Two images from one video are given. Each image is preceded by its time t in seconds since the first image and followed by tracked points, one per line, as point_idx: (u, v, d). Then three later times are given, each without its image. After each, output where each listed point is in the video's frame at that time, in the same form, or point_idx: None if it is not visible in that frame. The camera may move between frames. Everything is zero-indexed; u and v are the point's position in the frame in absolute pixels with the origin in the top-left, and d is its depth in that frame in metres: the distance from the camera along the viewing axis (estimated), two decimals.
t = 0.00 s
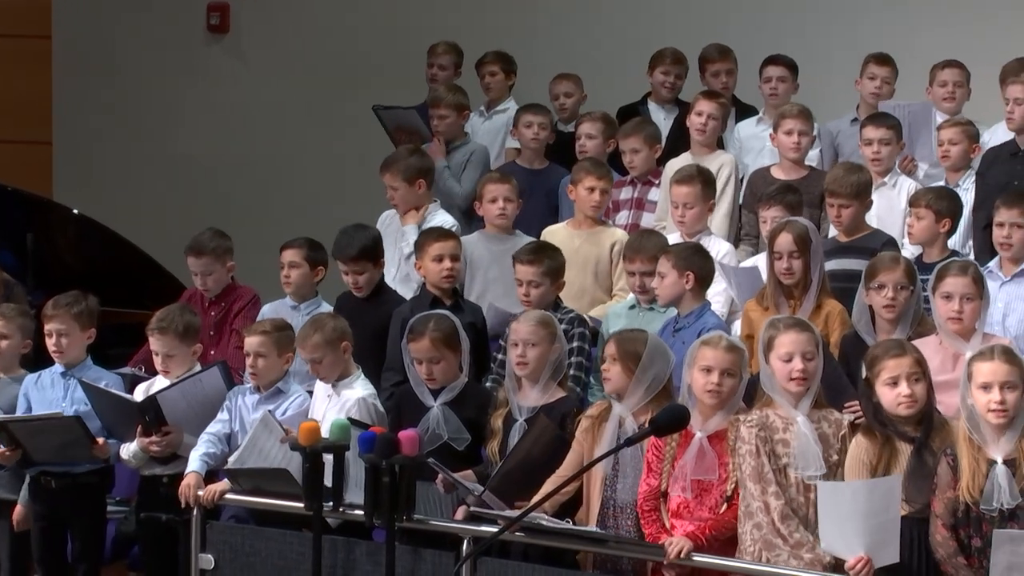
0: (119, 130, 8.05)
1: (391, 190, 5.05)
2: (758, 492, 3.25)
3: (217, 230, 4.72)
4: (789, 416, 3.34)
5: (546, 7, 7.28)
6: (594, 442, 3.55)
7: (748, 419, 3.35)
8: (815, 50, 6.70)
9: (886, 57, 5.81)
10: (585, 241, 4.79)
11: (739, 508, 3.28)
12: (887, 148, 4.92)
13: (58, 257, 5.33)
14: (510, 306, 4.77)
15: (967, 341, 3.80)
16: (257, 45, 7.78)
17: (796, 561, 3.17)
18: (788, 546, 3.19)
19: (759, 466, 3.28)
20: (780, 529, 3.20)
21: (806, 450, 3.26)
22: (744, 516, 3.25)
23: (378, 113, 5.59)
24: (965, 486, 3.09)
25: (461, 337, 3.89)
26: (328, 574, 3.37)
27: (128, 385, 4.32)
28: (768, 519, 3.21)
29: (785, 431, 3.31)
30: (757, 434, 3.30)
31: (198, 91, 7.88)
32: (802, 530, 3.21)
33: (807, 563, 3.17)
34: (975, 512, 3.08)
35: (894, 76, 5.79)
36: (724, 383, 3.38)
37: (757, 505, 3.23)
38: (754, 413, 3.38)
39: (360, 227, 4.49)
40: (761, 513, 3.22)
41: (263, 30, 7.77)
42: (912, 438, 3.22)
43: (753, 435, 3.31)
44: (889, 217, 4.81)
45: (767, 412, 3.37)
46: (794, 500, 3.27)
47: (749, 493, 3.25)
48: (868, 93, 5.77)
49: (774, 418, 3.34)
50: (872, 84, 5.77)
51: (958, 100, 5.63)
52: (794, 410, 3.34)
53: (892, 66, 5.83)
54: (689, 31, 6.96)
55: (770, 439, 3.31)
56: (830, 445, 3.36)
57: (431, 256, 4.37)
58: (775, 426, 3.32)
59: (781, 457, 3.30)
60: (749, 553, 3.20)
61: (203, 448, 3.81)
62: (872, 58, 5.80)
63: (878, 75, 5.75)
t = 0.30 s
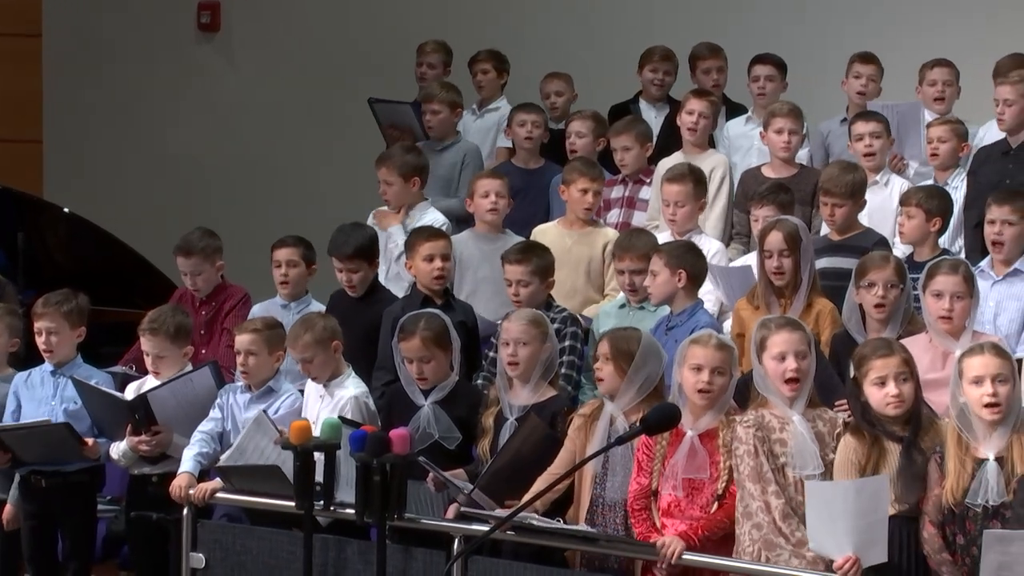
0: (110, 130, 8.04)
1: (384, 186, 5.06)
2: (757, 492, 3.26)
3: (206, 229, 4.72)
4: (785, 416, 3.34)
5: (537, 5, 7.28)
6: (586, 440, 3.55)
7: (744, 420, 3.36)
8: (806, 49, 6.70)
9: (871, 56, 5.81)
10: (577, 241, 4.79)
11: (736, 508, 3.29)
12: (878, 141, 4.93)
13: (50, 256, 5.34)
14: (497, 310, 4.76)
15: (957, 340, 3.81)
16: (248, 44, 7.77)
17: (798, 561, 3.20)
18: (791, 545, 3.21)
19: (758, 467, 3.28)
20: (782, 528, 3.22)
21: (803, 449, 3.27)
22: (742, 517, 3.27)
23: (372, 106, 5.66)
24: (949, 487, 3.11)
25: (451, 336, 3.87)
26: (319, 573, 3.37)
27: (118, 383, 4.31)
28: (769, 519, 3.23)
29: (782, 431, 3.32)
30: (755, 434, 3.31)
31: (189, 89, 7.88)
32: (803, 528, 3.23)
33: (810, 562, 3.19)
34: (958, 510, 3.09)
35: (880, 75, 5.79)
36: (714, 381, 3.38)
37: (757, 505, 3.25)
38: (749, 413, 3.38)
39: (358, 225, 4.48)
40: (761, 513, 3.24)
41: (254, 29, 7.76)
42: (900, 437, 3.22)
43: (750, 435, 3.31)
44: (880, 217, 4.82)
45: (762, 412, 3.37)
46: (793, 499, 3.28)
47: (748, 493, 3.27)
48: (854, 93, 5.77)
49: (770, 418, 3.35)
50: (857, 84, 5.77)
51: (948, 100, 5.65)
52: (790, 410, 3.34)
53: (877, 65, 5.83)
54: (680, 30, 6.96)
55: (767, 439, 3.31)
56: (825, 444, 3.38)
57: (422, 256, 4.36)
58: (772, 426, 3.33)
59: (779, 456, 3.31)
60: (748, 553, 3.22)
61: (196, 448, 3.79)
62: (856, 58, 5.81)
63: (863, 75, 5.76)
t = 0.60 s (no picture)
0: (101, 129, 8.03)
1: (380, 183, 5.05)
2: (750, 491, 3.27)
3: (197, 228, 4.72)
4: (779, 415, 3.36)
5: (529, 4, 7.27)
6: (579, 438, 3.55)
7: (739, 420, 3.37)
8: (797, 48, 6.70)
9: (858, 57, 5.82)
10: (571, 240, 4.79)
11: (731, 507, 3.29)
12: (867, 142, 4.93)
13: (40, 255, 5.34)
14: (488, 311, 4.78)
15: (948, 338, 3.81)
16: (239, 42, 7.76)
17: (789, 560, 3.20)
18: (781, 546, 3.21)
19: (751, 466, 3.29)
20: (773, 528, 3.22)
21: (797, 449, 3.31)
22: (736, 517, 3.27)
23: (361, 107, 5.66)
24: (943, 484, 3.10)
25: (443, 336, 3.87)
26: (311, 571, 3.37)
27: (109, 382, 4.31)
28: (761, 519, 3.24)
29: (776, 430, 3.33)
30: (748, 433, 3.32)
31: (180, 88, 7.87)
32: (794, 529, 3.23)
33: (801, 562, 3.20)
34: (953, 508, 3.08)
35: (867, 75, 5.79)
36: (705, 379, 3.39)
37: (750, 504, 3.25)
38: (744, 413, 3.39)
39: (354, 224, 4.46)
40: (754, 513, 3.24)
41: (245, 27, 7.75)
42: (890, 435, 3.23)
43: (744, 434, 3.32)
44: (871, 217, 4.82)
45: (758, 411, 3.38)
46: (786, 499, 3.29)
47: (742, 493, 3.27)
48: (842, 94, 5.76)
49: (765, 417, 3.35)
50: (846, 83, 5.77)
51: (939, 98, 5.66)
52: (785, 409, 3.36)
53: (864, 65, 5.83)
54: (671, 28, 6.95)
55: (762, 438, 3.33)
56: (817, 443, 3.41)
57: (413, 255, 4.37)
58: (766, 425, 3.34)
59: (773, 456, 3.31)
60: (742, 552, 3.23)
61: (187, 446, 3.80)
62: (845, 58, 5.82)
63: (851, 75, 5.77)
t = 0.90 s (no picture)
0: (91, 128, 7.95)
1: (368, 184, 5.04)
2: (738, 488, 3.28)
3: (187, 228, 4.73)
4: (772, 413, 3.36)
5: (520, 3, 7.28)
6: (569, 438, 3.56)
7: (731, 416, 3.38)
8: (787, 47, 6.69)
9: (850, 55, 5.83)
10: (561, 238, 4.79)
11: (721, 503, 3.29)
12: (854, 142, 4.92)
13: (28, 252, 5.28)
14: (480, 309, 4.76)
15: (937, 336, 3.81)
16: (229, 41, 7.75)
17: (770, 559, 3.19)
18: (764, 543, 3.21)
19: (739, 463, 3.30)
20: (757, 526, 3.23)
21: (786, 448, 3.30)
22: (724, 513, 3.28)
23: (352, 105, 5.66)
24: (936, 482, 3.12)
25: (435, 335, 3.88)
26: (301, 571, 3.36)
27: (99, 381, 4.33)
28: (745, 517, 3.25)
29: (767, 428, 3.34)
30: (739, 430, 3.33)
31: (170, 86, 7.83)
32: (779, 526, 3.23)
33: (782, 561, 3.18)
34: (946, 508, 3.08)
35: (858, 74, 5.80)
36: (697, 378, 3.38)
37: (736, 501, 3.27)
38: (737, 409, 3.40)
39: (346, 223, 4.47)
40: (740, 510, 3.26)
41: (236, 26, 7.74)
42: (880, 434, 3.23)
43: (735, 431, 3.33)
44: (861, 215, 4.81)
45: (751, 408, 3.38)
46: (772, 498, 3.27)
47: (730, 490, 3.29)
48: (833, 91, 5.76)
49: (757, 415, 3.36)
50: (836, 81, 5.77)
51: (930, 96, 5.64)
52: (778, 407, 3.36)
53: (857, 64, 5.84)
54: (662, 27, 6.96)
55: (752, 435, 3.33)
56: (807, 443, 3.38)
57: (403, 252, 4.37)
58: (758, 423, 3.34)
59: (761, 453, 3.32)
60: (728, 550, 3.23)
61: (177, 445, 3.78)
62: (836, 56, 5.82)
63: (842, 74, 5.76)
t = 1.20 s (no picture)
0: (80, 127, 7.97)
1: (358, 184, 5.04)
2: (725, 486, 3.27)
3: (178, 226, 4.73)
4: (759, 412, 3.35)
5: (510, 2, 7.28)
6: (558, 438, 3.56)
7: (718, 415, 3.37)
8: (777, 47, 6.69)
9: (841, 53, 5.82)
10: (554, 237, 4.79)
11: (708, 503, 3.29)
12: (843, 141, 4.92)
13: (21, 255, 5.34)
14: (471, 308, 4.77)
15: (927, 336, 3.82)
16: (219, 40, 7.74)
17: (758, 557, 3.18)
18: (752, 541, 3.20)
19: (726, 460, 3.29)
20: (744, 525, 3.22)
21: (772, 447, 3.28)
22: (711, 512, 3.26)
23: (343, 105, 5.67)
24: (927, 481, 3.12)
25: (427, 334, 3.87)
26: (291, 571, 3.36)
27: (89, 380, 4.32)
28: (734, 515, 3.23)
29: (754, 427, 3.33)
30: (725, 429, 3.32)
31: (160, 85, 7.83)
32: (766, 524, 3.22)
33: (770, 558, 3.18)
34: (937, 506, 3.10)
35: (849, 72, 5.80)
36: (690, 375, 3.38)
37: (723, 499, 3.25)
38: (723, 409, 3.39)
39: (336, 222, 4.47)
40: (727, 509, 3.24)
41: (225, 25, 7.73)
42: (871, 433, 3.25)
43: (722, 429, 3.32)
44: (850, 214, 4.83)
45: (738, 407, 3.38)
46: (761, 496, 3.27)
47: (717, 488, 3.28)
48: (823, 90, 5.77)
49: (744, 413, 3.36)
50: (827, 80, 5.77)
51: (921, 96, 5.66)
52: (765, 406, 3.35)
53: (848, 62, 5.84)
54: (652, 25, 6.96)
55: (739, 434, 3.32)
56: (797, 442, 3.38)
57: (393, 251, 4.36)
58: (745, 421, 3.34)
59: (748, 452, 3.30)
60: (717, 548, 3.21)
61: (166, 444, 3.77)
62: (827, 54, 5.81)
63: (833, 72, 5.76)
